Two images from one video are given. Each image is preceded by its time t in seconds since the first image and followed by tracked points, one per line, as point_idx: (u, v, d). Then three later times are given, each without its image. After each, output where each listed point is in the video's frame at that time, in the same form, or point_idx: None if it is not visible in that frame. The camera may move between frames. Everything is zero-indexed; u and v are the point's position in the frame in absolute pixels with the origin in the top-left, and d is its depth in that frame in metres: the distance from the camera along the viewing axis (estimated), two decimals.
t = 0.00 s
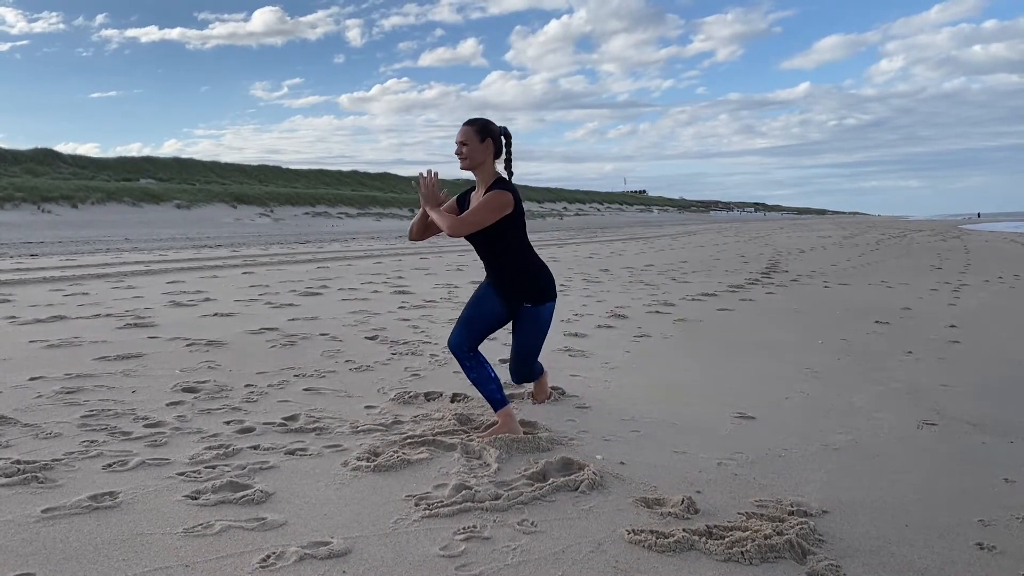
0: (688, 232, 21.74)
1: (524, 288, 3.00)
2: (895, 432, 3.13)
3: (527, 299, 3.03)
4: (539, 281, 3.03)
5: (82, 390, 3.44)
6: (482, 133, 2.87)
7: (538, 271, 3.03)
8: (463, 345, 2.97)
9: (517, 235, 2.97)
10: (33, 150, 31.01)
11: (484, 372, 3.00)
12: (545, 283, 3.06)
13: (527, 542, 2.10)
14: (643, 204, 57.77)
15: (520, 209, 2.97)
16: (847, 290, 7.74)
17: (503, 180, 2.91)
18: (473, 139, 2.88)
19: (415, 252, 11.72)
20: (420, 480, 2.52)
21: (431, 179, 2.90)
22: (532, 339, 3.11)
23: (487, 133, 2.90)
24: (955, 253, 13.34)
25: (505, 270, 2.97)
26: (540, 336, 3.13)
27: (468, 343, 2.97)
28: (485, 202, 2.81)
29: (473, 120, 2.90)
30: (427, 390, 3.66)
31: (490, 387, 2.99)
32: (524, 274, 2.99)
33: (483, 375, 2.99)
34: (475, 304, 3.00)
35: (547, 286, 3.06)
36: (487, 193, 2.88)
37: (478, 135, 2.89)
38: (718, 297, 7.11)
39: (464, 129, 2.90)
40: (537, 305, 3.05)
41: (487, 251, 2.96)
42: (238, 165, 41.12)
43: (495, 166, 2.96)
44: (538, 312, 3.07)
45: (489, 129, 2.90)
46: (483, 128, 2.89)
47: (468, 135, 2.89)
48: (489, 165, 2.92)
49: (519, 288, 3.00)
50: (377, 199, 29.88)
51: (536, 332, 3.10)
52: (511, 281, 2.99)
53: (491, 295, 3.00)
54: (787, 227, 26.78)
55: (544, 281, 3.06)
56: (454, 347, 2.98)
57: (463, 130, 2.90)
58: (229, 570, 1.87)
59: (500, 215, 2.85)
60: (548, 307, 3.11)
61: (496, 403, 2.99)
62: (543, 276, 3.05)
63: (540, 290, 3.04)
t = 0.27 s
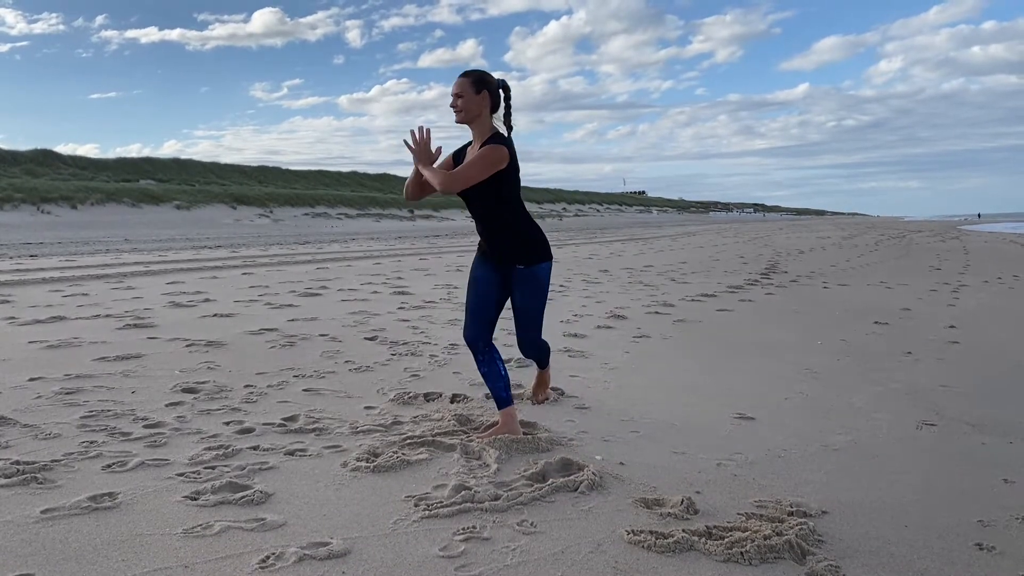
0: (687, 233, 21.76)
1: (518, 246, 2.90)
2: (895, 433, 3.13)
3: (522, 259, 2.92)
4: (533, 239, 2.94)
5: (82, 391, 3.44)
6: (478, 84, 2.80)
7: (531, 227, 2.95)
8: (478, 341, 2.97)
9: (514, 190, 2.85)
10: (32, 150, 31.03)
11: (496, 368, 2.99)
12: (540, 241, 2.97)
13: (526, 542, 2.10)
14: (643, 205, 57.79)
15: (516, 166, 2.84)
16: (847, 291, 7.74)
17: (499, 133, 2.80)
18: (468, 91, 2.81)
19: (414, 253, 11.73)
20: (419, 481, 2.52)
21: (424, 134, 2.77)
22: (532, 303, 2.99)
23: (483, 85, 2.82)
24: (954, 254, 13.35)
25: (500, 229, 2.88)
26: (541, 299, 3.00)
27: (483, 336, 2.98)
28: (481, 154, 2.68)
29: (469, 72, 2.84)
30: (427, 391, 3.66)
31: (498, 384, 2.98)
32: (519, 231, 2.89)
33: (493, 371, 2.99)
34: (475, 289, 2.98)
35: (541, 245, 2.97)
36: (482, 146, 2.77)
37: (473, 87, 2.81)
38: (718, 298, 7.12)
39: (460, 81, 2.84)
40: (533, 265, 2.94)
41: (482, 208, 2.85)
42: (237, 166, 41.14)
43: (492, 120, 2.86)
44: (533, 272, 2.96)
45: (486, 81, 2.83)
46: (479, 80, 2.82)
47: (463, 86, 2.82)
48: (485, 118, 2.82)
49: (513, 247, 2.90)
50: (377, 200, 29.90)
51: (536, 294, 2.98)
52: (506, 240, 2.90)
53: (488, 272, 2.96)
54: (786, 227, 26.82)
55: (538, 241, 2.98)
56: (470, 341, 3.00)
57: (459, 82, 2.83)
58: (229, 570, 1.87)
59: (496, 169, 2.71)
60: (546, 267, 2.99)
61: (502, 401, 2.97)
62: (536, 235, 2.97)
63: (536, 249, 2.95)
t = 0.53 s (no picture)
0: (687, 232, 21.75)
1: (506, 218, 2.73)
2: (895, 433, 3.13)
3: (509, 229, 2.75)
4: (529, 215, 2.77)
5: (81, 390, 3.44)
6: (485, 58, 2.72)
7: (527, 204, 2.78)
8: (486, 336, 2.94)
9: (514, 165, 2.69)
10: (32, 150, 31.02)
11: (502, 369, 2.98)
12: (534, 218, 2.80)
13: (526, 542, 2.09)
14: (643, 204, 57.78)
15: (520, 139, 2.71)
16: (847, 291, 7.74)
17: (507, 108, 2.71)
18: (475, 65, 2.73)
19: (414, 253, 11.73)
20: (419, 481, 2.52)
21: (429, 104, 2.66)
22: (520, 272, 2.75)
23: (491, 59, 2.74)
24: (954, 253, 13.34)
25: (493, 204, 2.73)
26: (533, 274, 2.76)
27: (491, 334, 2.94)
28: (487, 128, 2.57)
29: (476, 47, 2.76)
30: (427, 390, 3.66)
31: (503, 385, 2.96)
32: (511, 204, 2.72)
33: (499, 372, 2.97)
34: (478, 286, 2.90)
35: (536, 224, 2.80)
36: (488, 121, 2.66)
37: (481, 61, 2.73)
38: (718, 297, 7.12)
39: (466, 56, 2.76)
40: (520, 234, 2.74)
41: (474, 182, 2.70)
42: (237, 165, 41.12)
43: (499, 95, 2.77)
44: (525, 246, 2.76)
45: (493, 55, 2.75)
46: (487, 54, 2.74)
47: (470, 61, 2.73)
48: (492, 93, 2.74)
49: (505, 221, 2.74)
50: (377, 200, 29.89)
51: (526, 267, 2.74)
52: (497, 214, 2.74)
53: (486, 264, 2.85)
54: (787, 227, 26.82)
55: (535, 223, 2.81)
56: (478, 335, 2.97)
57: (466, 57, 2.75)
58: (228, 570, 1.87)
59: (502, 146, 2.61)
60: (536, 240, 2.79)
61: (505, 403, 2.96)
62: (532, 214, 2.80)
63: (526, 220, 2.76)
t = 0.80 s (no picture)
0: (688, 232, 21.72)
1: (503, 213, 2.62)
2: (896, 432, 3.12)
3: (507, 226, 2.62)
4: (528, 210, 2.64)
5: (82, 390, 3.43)
6: (494, 54, 2.60)
7: (527, 200, 2.66)
8: (484, 338, 2.91)
9: (515, 159, 2.57)
10: (33, 150, 31.01)
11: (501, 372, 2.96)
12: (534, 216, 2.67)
13: (527, 542, 2.09)
14: (644, 204, 57.75)
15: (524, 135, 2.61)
16: (848, 290, 7.72)
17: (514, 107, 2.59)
18: (483, 60, 2.60)
19: (415, 252, 11.72)
20: (420, 480, 2.51)
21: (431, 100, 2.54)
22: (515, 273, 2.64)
23: (499, 55, 2.62)
24: (955, 253, 13.32)
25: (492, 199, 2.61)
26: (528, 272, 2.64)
27: (489, 336, 2.91)
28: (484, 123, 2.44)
29: (486, 41, 2.63)
30: (427, 390, 3.65)
31: (502, 388, 2.96)
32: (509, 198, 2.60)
33: (497, 375, 2.95)
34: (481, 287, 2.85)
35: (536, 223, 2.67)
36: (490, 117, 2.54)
37: (489, 57, 2.61)
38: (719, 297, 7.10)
39: (475, 50, 2.63)
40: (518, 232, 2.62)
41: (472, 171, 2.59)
42: (238, 164, 41.10)
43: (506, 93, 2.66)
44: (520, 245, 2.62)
45: (503, 51, 2.63)
46: (495, 50, 2.62)
47: (479, 56, 2.61)
48: (500, 90, 2.62)
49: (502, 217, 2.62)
50: (378, 199, 29.88)
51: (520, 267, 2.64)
52: (494, 210, 2.62)
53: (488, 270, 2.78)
54: (788, 226, 26.81)
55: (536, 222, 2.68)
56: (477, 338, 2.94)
57: (474, 51, 2.62)
58: (229, 570, 1.86)
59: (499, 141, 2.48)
60: (533, 240, 2.65)
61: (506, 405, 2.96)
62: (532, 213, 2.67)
63: (523, 217, 2.63)
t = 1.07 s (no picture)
0: (687, 232, 21.75)
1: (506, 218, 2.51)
2: (895, 432, 3.13)
3: (512, 230, 2.51)
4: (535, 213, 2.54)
5: (81, 390, 3.44)
6: (500, 48, 2.53)
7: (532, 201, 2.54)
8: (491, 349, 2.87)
9: (520, 160, 2.47)
10: (33, 150, 31.03)
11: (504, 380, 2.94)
12: (539, 223, 2.55)
13: (526, 542, 2.09)
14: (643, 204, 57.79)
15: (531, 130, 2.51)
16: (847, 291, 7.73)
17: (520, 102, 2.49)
18: (489, 55, 2.53)
19: (414, 253, 11.74)
20: (419, 481, 2.52)
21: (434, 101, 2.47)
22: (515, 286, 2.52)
23: (506, 50, 2.55)
24: (953, 253, 13.34)
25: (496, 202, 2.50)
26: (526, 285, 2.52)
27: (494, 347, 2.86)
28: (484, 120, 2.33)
29: (492, 35, 2.56)
30: (427, 391, 3.66)
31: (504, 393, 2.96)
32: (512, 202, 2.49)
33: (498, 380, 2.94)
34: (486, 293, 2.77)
35: (541, 231, 2.55)
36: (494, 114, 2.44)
37: (495, 51, 2.54)
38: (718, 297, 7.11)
39: (481, 45, 2.56)
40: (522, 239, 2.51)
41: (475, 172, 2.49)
42: (237, 165, 41.13)
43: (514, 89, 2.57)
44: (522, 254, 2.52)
45: (509, 45, 2.55)
46: (502, 44, 2.54)
47: (484, 50, 2.54)
48: (506, 85, 2.53)
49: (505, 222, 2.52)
50: (377, 200, 29.90)
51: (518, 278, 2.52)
52: (497, 214, 2.52)
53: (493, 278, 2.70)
54: (786, 227, 26.85)
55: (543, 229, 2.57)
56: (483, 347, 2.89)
57: (480, 46, 2.56)
58: (229, 570, 1.87)
59: (502, 140, 2.37)
60: (536, 250, 2.54)
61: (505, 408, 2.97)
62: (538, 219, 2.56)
63: (527, 224, 2.52)
